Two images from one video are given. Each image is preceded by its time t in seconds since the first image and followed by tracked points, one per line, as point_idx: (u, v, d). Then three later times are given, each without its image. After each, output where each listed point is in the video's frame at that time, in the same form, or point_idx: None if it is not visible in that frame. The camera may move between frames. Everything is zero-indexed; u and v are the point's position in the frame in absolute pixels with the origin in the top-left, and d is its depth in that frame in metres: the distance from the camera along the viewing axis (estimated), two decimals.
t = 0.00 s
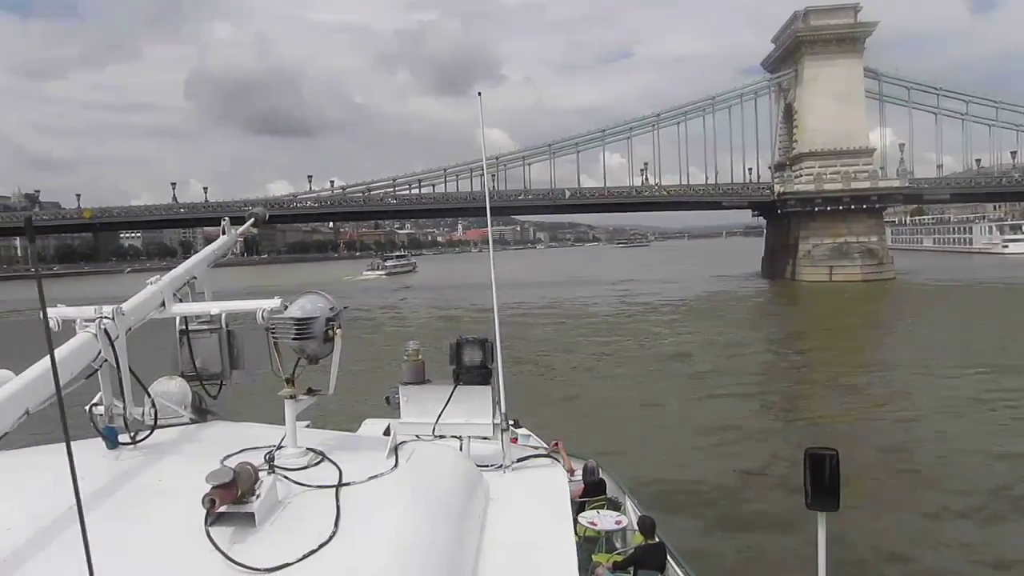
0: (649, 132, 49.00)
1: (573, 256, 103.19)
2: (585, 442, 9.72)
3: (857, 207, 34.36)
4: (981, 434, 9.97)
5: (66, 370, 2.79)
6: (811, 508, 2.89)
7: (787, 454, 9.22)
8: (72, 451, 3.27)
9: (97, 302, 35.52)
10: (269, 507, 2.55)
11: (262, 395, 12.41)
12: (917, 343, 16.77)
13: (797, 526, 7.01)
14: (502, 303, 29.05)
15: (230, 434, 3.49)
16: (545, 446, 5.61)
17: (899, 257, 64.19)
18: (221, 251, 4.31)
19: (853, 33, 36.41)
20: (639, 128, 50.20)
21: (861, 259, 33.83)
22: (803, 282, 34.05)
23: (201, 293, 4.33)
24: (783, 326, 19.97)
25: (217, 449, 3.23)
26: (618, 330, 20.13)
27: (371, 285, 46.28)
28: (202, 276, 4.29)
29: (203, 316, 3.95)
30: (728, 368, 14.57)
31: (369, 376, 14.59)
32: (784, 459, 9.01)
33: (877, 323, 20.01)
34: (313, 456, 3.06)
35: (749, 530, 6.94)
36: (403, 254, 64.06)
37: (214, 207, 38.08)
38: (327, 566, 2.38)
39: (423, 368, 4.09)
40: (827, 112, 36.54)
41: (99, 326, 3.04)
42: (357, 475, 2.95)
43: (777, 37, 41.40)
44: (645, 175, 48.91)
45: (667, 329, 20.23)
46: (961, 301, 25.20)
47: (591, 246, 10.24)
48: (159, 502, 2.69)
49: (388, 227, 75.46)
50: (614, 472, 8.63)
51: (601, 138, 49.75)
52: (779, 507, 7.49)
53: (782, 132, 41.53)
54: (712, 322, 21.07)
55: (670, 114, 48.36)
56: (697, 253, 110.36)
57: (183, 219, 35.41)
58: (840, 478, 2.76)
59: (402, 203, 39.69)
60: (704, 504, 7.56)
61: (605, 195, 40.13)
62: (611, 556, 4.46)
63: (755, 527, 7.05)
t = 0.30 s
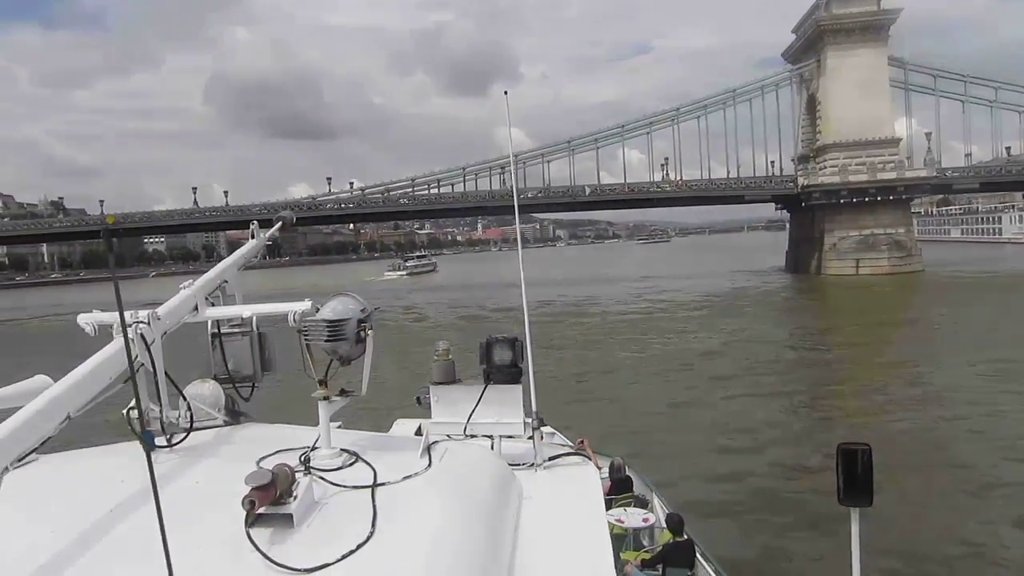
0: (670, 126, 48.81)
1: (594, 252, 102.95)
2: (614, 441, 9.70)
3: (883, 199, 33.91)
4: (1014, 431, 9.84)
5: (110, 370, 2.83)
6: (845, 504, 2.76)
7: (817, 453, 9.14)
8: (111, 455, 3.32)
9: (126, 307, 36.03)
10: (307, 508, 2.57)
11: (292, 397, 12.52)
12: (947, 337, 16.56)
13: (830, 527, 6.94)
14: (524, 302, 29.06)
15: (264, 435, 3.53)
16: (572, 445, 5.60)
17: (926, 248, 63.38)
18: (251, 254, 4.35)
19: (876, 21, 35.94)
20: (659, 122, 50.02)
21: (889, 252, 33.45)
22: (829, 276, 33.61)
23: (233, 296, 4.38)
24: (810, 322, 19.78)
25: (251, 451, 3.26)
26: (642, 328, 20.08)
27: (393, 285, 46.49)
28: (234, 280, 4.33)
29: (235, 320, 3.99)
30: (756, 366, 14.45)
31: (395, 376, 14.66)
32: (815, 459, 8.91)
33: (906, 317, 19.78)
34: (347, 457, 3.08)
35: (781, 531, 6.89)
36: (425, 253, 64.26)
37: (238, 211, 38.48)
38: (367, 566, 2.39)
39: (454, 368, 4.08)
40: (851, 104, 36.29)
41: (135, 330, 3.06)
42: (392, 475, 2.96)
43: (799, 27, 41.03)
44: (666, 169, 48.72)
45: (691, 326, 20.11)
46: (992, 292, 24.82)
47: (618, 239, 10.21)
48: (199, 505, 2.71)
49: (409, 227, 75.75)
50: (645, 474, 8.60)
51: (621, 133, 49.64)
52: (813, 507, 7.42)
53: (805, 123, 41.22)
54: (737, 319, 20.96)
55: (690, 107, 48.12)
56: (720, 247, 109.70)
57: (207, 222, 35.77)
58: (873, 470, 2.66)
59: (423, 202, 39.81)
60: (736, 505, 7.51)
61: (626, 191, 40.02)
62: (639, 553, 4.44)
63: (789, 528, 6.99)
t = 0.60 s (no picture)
0: (690, 124, 48.63)
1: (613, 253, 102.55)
2: (637, 442, 9.67)
3: (908, 197, 33.46)
4: None
5: (141, 370, 2.84)
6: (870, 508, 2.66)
7: (843, 455, 9.04)
8: (140, 454, 3.35)
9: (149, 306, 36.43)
10: (332, 510, 2.57)
11: (317, 396, 12.60)
12: (974, 338, 16.32)
13: (856, 530, 6.87)
14: (543, 302, 29.01)
15: (291, 435, 3.55)
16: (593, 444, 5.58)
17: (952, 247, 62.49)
18: (275, 254, 4.38)
19: (900, 15, 35.48)
20: (680, 120, 49.85)
21: (913, 251, 33.03)
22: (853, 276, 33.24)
23: (258, 296, 4.41)
24: (833, 322, 19.60)
25: (278, 451, 3.27)
26: (662, 328, 20.01)
27: (412, 285, 46.60)
28: (260, 280, 4.36)
29: (261, 319, 4.01)
30: (779, 366, 14.34)
31: (414, 375, 14.69)
32: (840, 462, 8.83)
33: (932, 318, 19.53)
34: (373, 457, 3.08)
35: (806, 534, 6.83)
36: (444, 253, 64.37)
37: (260, 211, 38.79)
38: (395, 566, 2.39)
39: (477, 368, 4.06)
40: (875, 100, 36.02)
41: (165, 331, 3.06)
42: (417, 477, 2.96)
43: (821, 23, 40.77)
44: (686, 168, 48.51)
45: (713, 326, 20.00)
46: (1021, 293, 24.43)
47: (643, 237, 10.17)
48: (225, 504, 2.73)
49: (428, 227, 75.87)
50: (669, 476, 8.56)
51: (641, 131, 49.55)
52: (839, 510, 7.35)
53: (828, 121, 40.88)
54: (759, 319, 20.82)
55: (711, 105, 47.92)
56: (741, 248, 108.92)
57: (228, 223, 36.05)
58: (898, 472, 2.56)
59: (442, 202, 39.88)
60: (761, 507, 7.45)
61: (647, 190, 39.87)
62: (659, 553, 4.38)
63: (812, 529, 6.93)
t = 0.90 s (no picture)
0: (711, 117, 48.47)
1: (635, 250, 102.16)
2: (662, 440, 9.64)
3: (936, 189, 32.94)
4: None
5: (171, 369, 2.87)
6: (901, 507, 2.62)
7: (871, 454, 8.95)
8: (170, 452, 3.39)
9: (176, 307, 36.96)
10: (360, 507, 2.59)
11: (342, 394, 12.72)
12: (1005, 335, 16.05)
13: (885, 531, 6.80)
14: (564, 301, 29.01)
15: (317, 433, 3.58)
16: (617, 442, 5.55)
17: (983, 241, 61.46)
18: (300, 254, 4.41)
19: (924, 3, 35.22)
20: (701, 114, 49.68)
21: (944, 246, 32.39)
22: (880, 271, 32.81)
23: (284, 296, 4.44)
24: (860, 319, 19.39)
25: (305, 449, 3.29)
26: (685, 326, 19.93)
27: (434, 284, 46.76)
28: (286, 279, 4.39)
29: (287, 319, 4.04)
30: (805, 364, 14.23)
31: (437, 375, 14.76)
32: (868, 461, 8.74)
33: (961, 314, 19.24)
34: (400, 455, 3.10)
35: (833, 536, 6.77)
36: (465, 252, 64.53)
37: (284, 211, 39.17)
38: (424, 564, 2.39)
39: (502, 366, 4.05)
40: (903, 91, 35.57)
41: (194, 330, 3.10)
42: (444, 474, 2.97)
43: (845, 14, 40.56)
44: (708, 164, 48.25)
45: (738, 324, 19.86)
46: None
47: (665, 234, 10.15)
48: (253, 502, 2.75)
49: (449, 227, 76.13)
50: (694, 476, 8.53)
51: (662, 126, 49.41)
52: (867, 512, 7.27)
53: (853, 113, 40.45)
54: (784, 317, 20.65)
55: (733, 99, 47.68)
56: (764, 244, 108.00)
57: (251, 223, 36.43)
58: (931, 471, 2.51)
59: (462, 201, 40.00)
60: (788, 509, 7.40)
61: (668, 187, 39.72)
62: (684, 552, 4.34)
63: (838, 532, 6.89)
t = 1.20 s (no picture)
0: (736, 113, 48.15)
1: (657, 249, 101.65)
2: (686, 441, 9.57)
3: (969, 185, 32.32)
4: None
5: (196, 366, 2.89)
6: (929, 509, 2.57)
7: (899, 457, 8.82)
8: (194, 447, 3.42)
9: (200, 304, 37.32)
10: (382, 504, 2.59)
11: (365, 391, 12.73)
12: None
13: (914, 533, 6.70)
14: (586, 299, 28.93)
15: (340, 430, 3.59)
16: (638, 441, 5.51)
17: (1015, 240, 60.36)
18: (322, 252, 4.43)
19: None
20: (725, 110, 49.33)
21: (975, 244, 31.85)
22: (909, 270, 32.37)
23: (307, 294, 4.46)
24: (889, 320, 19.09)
25: (329, 446, 3.31)
26: (709, 326, 19.80)
27: (455, 282, 46.85)
28: (309, 277, 4.41)
29: (310, 317, 4.05)
30: (832, 365, 14.04)
31: (459, 372, 14.78)
32: (897, 463, 8.60)
33: (992, 315, 18.94)
34: (422, 453, 3.10)
35: (860, 538, 6.69)
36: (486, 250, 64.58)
37: (306, 209, 39.40)
38: (449, 563, 2.39)
39: (525, 365, 4.04)
40: (933, 86, 35.08)
41: (218, 328, 3.12)
42: (466, 472, 2.97)
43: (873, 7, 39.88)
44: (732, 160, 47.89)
45: (764, 324, 19.63)
46: None
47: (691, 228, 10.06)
48: (276, 497, 2.77)
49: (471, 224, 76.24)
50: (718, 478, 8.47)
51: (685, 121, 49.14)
52: (896, 516, 7.17)
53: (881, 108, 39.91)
54: (809, 316, 20.45)
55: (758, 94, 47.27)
56: (788, 243, 107.03)
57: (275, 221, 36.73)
58: (960, 474, 2.46)
59: (484, 198, 40.03)
60: (814, 511, 7.32)
61: (690, 183, 39.42)
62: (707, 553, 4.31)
63: (864, 532, 6.82)
